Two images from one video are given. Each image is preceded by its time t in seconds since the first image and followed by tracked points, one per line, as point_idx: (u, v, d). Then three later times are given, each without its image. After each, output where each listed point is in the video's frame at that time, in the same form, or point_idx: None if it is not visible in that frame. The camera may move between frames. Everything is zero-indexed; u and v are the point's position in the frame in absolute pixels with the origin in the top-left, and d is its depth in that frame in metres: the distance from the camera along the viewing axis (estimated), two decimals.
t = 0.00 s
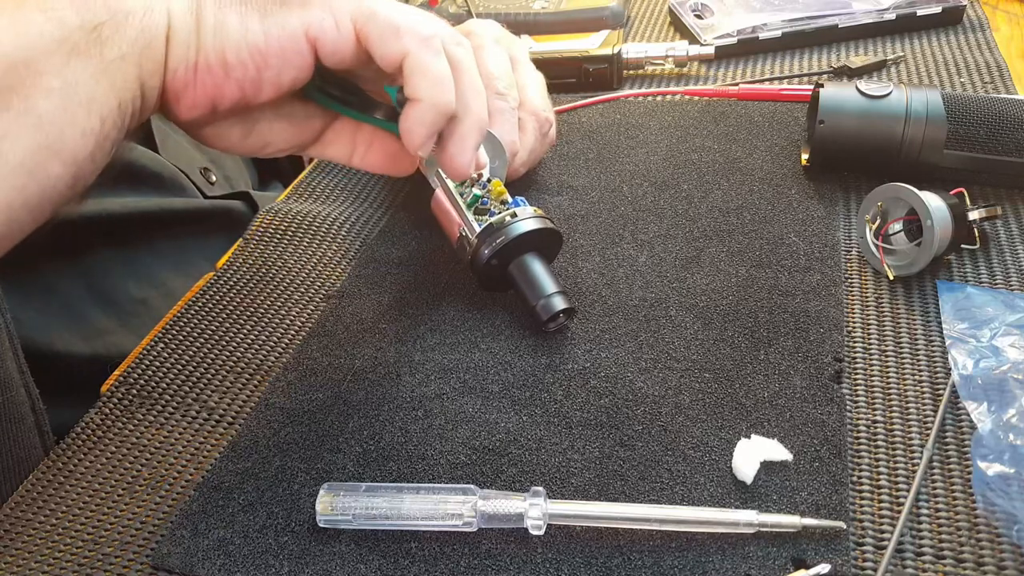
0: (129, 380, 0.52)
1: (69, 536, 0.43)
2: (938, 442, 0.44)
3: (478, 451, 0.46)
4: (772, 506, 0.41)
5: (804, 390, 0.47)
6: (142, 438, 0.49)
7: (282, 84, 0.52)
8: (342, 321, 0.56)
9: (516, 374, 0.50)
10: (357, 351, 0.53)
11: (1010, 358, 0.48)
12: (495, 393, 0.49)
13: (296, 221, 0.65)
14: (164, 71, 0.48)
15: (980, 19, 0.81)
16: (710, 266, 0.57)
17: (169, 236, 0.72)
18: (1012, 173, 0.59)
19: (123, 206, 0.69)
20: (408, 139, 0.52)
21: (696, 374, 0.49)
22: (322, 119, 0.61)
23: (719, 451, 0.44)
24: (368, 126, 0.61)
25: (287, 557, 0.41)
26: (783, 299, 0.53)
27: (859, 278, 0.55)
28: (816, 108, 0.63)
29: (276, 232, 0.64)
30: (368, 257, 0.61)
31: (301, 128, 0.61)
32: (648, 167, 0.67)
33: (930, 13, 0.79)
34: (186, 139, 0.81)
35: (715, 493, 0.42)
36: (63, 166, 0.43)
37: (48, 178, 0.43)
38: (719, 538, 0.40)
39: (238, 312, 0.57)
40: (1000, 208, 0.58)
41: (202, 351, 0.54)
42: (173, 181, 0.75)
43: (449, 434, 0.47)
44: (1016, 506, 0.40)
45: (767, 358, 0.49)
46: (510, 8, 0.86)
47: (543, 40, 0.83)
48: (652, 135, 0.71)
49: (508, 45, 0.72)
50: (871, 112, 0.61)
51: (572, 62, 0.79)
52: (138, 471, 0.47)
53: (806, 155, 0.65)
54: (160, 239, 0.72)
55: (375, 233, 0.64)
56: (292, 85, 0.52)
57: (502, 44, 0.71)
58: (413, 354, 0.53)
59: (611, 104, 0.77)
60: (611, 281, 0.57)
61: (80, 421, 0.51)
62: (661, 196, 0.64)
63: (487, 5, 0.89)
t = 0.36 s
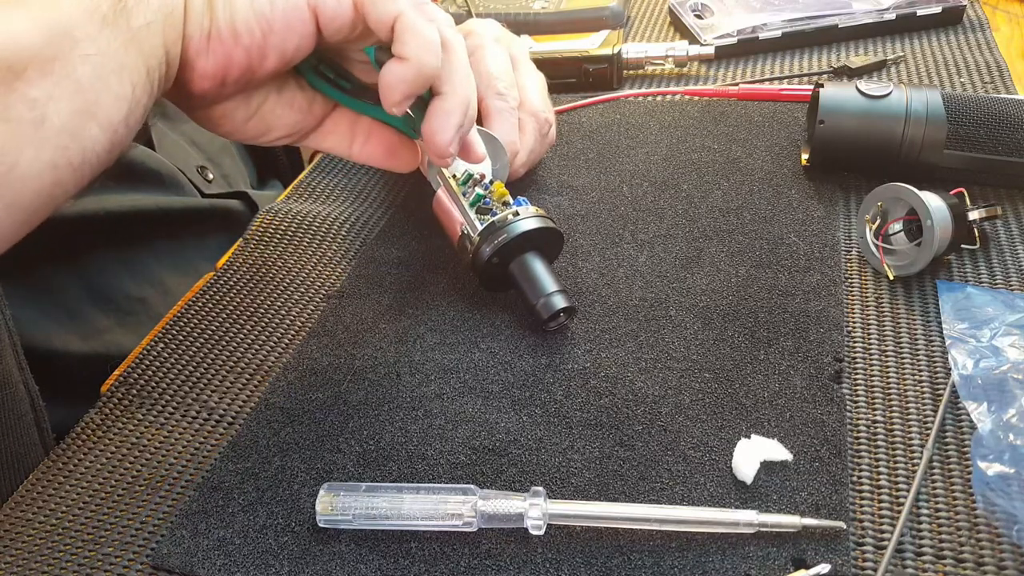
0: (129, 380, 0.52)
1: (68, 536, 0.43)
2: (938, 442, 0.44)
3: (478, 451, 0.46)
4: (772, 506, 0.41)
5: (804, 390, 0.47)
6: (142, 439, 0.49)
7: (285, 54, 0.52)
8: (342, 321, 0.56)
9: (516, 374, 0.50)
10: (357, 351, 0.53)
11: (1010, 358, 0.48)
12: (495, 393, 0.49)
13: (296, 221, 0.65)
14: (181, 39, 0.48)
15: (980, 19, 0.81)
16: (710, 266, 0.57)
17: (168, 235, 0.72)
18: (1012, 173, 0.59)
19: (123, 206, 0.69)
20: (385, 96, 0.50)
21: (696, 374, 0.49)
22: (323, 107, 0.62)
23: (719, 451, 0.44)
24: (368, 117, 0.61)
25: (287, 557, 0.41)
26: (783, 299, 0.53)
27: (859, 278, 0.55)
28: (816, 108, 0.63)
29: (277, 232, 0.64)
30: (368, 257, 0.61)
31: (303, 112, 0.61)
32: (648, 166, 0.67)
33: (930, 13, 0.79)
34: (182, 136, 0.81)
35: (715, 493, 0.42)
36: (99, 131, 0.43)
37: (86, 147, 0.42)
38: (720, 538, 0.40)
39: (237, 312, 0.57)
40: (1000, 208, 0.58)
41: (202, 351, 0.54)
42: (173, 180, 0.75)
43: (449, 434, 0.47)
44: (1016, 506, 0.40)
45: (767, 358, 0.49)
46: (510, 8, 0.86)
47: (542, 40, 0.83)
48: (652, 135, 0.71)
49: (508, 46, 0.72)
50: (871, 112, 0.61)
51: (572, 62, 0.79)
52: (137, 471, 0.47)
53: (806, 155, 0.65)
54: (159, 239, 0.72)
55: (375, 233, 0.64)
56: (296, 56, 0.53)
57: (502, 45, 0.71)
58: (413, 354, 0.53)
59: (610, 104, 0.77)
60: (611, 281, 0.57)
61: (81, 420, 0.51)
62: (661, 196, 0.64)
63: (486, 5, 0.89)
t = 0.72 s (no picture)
0: (129, 380, 0.52)
1: (68, 537, 0.43)
2: (938, 442, 0.44)
3: (478, 451, 0.46)
4: (772, 506, 0.41)
5: (804, 390, 0.47)
6: (141, 439, 0.49)
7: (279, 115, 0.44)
8: (342, 321, 0.56)
9: (516, 374, 0.50)
10: (357, 351, 0.53)
11: (1010, 358, 0.48)
12: (495, 393, 0.49)
13: (295, 221, 0.65)
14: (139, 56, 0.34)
15: (980, 19, 0.81)
16: (710, 266, 0.57)
17: (167, 235, 0.72)
18: (1012, 173, 0.59)
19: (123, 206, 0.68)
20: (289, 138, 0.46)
21: (696, 374, 0.49)
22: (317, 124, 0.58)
23: (719, 451, 0.44)
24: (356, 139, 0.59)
25: (287, 557, 0.41)
26: (783, 299, 0.53)
27: (859, 278, 0.55)
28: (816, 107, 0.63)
29: (276, 232, 0.64)
30: (368, 257, 0.61)
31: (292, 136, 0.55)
32: (648, 167, 0.67)
33: (930, 12, 0.79)
34: (182, 136, 0.81)
35: (715, 493, 0.42)
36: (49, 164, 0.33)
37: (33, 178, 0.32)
38: (719, 538, 0.40)
39: (237, 312, 0.57)
40: (1000, 208, 0.58)
41: (202, 351, 0.54)
42: (172, 181, 0.75)
43: (449, 434, 0.47)
44: (1016, 506, 0.40)
45: (767, 358, 0.49)
46: (510, 8, 0.86)
47: (543, 40, 0.83)
48: (652, 135, 0.71)
49: (507, 45, 0.72)
50: (871, 112, 0.61)
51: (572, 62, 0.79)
52: (138, 472, 0.47)
53: (806, 155, 0.65)
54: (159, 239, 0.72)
55: (375, 233, 0.64)
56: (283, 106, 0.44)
57: (502, 45, 0.71)
58: (413, 354, 0.53)
59: (610, 104, 0.77)
60: (610, 281, 0.57)
61: (80, 420, 0.51)
62: (661, 196, 0.64)
63: (487, 4, 0.89)
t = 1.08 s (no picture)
0: (129, 380, 0.52)
1: (68, 538, 0.43)
2: (938, 442, 0.44)
3: (478, 451, 0.46)
4: (772, 506, 0.41)
5: (804, 390, 0.47)
6: (141, 439, 0.49)
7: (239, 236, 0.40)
8: (342, 321, 0.56)
9: (516, 374, 0.50)
10: (357, 351, 0.53)
11: (1009, 359, 0.48)
12: (495, 393, 0.49)
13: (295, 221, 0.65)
14: None
15: (980, 19, 0.81)
16: (710, 266, 0.57)
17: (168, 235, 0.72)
18: (1012, 173, 0.59)
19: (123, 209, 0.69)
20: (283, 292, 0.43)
21: (696, 374, 0.49)
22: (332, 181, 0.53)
23: (719, 451, 0.44)
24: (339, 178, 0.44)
25: (287, 557, 0.41)
26: (783, 299, 0.53)
27: (859, 278, 0.55)
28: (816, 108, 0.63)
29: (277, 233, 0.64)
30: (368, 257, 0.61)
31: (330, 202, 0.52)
32: (648, 167, 0.67)
33: (930, 12, 0.79)
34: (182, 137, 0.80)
35: (715, 492, 0.42)
36: None
37: None
38: (719, 538, 0.40)
39: (237, 312, 0.57)
40: (1000, 208, 0.58)
41: (202, 351, 0.54)
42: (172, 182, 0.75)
43: (449, 434, 0.47)
44: (1016, 506, 0.40)
45: (767, 358, 0.49)
46: (511, 8, 0.86)
47: (543, 40, 0.83)
48: (652, 135, 0.71)
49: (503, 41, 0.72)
50: (871, 112, 0.61)
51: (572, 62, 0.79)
52: (137, 472, 0.47)
53: (806, 155, 0.65)
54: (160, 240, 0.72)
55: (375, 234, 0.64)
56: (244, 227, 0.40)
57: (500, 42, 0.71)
58: (414, 354, 0.53)
59: (610, 104, 0.77)
60: (611, 281, 0.57)
61: (80, 420, 0.51)
62: (661, 196, 0.64)
63: (486, 5, 0.89)
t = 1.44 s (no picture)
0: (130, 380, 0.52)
1: (69, 538, 0.43)
2: (938, 442, 0.44)
3: (478, 451, 0.46)
4: (773, 506, 0.41)
5: (804, 390, 0.47)
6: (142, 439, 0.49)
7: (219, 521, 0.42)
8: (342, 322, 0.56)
9: (516, 374, 0.50)
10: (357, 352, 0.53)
11: (1010, 359, 0.48)
12: (495, 393, 0.49)
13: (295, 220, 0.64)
14: None
15: (980, 19, 0.80)
16: (710, 266, 0.57)
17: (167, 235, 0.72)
18: (1012, 173, 0.59)
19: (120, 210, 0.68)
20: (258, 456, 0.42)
21: (696, 374, 0.49)
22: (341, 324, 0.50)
23: (719, 451, 0.44)
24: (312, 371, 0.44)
25: (287, 557, 0.41)
26: (783, 299, 0.53)
27: (859, 278, 0.55)
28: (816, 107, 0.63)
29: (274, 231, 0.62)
30: (368, 257, 0.61)
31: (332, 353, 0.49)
32: (648, 167, 0.67)
33: (930, 13, 0.79)
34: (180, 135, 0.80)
35: (714, 493, 0.42)
36: None
37: None
38: (719, 538, 0.40)
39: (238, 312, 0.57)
40: (1000, 208, 0.58)
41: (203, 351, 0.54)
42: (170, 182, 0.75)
43: (449, 434, 0.47)
44: (1016, 506, 0.40)
45: (767, 358, 0.49)
46: (510, 8, 0.86)
47: (543, 40, 0.83)
48: (652, 135, 0.71)
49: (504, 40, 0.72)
50: (871, 112, 0.61)
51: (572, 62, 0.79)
52: (138, 473, 0.47)
53: (806, 155, 0.65)
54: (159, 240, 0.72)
55: (375, 234, 0.64)
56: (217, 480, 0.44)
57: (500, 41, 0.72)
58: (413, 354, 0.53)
59: (610, 104, 0.77)
60: (611, 281, 0.57)
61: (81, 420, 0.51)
62: (661, 196, 0.64)
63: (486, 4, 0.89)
